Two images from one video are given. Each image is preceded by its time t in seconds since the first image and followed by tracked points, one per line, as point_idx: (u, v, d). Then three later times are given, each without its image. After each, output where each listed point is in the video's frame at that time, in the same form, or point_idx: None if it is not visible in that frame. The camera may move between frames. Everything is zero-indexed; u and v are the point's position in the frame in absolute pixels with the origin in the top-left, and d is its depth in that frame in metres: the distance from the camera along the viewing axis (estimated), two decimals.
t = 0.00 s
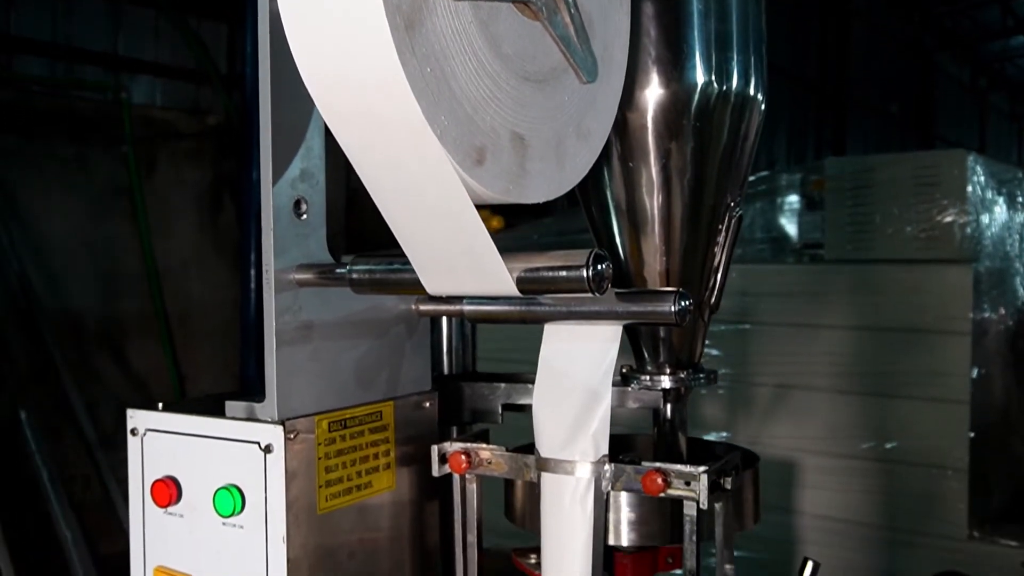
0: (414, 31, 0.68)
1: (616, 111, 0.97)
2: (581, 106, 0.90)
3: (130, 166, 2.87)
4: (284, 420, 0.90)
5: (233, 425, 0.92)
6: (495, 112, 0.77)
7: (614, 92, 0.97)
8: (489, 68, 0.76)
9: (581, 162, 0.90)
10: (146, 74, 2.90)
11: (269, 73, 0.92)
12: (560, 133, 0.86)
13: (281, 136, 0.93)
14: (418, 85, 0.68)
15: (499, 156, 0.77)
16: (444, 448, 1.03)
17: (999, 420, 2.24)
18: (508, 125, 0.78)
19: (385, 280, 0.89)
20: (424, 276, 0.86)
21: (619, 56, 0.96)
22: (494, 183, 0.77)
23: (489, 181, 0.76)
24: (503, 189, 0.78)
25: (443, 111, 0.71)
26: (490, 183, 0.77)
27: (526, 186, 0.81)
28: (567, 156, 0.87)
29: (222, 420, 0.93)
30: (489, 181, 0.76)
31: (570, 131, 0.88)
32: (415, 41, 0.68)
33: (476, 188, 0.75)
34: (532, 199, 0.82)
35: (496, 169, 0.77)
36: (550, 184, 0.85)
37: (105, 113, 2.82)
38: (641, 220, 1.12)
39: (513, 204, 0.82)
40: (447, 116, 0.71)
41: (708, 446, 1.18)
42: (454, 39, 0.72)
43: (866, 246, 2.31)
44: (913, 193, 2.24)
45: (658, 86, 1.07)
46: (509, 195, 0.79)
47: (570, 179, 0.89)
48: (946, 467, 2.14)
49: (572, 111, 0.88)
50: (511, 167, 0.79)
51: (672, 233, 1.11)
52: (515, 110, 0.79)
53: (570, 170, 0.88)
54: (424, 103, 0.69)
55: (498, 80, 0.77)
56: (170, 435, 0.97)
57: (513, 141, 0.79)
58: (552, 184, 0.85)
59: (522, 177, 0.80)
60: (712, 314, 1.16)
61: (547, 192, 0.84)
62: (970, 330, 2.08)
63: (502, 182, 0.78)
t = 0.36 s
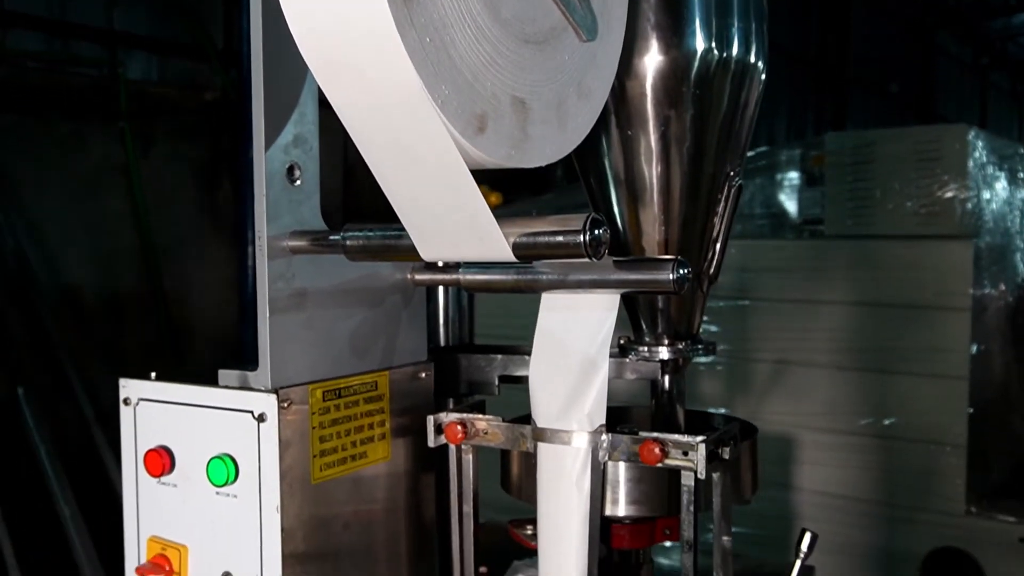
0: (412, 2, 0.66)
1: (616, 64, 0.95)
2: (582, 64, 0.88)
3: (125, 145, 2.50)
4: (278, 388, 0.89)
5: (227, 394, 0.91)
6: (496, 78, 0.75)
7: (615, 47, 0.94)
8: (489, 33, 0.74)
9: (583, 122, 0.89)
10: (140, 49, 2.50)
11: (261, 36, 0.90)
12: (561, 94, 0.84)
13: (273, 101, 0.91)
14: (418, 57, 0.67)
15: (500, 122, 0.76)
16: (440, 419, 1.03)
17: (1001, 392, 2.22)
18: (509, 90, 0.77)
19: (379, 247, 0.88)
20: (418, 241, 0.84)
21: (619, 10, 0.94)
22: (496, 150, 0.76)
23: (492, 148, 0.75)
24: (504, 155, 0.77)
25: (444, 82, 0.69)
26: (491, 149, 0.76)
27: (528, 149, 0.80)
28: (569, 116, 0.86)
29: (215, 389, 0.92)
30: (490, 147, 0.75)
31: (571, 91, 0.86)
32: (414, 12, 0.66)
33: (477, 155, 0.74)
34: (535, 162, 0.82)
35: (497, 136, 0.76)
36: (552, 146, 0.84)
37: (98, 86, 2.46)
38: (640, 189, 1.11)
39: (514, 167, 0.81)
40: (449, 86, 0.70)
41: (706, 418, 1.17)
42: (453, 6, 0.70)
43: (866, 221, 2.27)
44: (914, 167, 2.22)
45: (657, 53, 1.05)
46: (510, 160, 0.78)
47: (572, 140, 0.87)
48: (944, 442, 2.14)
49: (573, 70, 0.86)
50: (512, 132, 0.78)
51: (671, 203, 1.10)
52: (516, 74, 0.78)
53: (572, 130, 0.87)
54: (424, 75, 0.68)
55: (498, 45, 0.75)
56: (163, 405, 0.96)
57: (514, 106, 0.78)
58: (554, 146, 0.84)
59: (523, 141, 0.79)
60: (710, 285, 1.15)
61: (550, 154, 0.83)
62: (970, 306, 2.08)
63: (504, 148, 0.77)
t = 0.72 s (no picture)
0: None
1: (616, 23, 0.92)
2: (582, 26, 0.86)
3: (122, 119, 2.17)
4: (270, 360, 0.88)
5: (218, 367, 0.90)
6: (495, 47, 0.74)
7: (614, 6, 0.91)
8: None
9: (584, 85, 0.87)
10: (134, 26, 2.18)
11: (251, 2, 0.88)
12: (560, 58, 0.83)
13: (263, 68, 0.89)
14: (416, 30, 0.66)
15: (501, 92, 0.75)
16: (435, 393, 1.02)
17: (999, 370, 2.01)
18: (509, 57, 0.75)
19: (371, 216, 0.86)
20: (411, 210, 0.83)
21: None
22: (499, 120, 0.75)
23: (494, 119, 0.74)
24: (508, 125, 0.76)
25: (443, 55, 0.69)
26: (493, 120, 0.74)
27: (530, 117, 0.79)
28: (569, 80, 0.84)
29: (207, 361, 0.91)
30: (492, 118, 0.74)
31: (571, 54, 0.84)
32: None
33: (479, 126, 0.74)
34: (540, 128, 0.81)
35: (499, 105, 0.75)
36: (555, 112, 0.82)
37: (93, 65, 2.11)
38: (637, 161, 1.09)
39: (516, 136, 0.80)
40: (448, 59, 0.69)
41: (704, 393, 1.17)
42: None
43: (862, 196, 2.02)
44: (913, 143, 1.99)
45: (654, 23, 1.04)
46: (513, 129, 0.77)
47: (573, 104, 0.86)
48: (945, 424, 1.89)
49: (572, 33, 0.84)
50: (513, 101, 0.76)
51: (668, 175, 1.08)
52: (516, 40, 0.76)
53: (573, 94, 0.85)
54: (424, 49, 0.67)
55: (496, 12, 0.74)
56: (155, 378, 0.94)
57: (514, 74, 0.76)
58: (556, 112, 0.83)
59: (524, 109, 0.78)
60: (708, 258, 1.14)
61: (553, 119, 0.82)
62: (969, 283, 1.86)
63: (506, 117, 0.76)
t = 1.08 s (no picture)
0: None
1: None
2: None
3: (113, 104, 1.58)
4: (261, 333, 0.87)
5: (209, 340, 0.89)
6: (495, 14, 0.71)
7: None
8: None
9: (585, 47, 0.84)
10: None
11: None
12: (560, 20, 0.80)
13: (253, 36, 0.87)
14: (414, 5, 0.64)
15: (502, 62, 0.73)
16: (429, 367, 1.01)
17: (997, 354, 2.00)
18: (509, 24, 0.73)
19: (363, 186, 0.85)
20: (405, 180, 0.82)
21: None
22: (500, 91, 0.73)
23: (495, 89, 0.73)
24: (509, 94, 0.75)
25: (443, 28, 0.67)
26: (494, 91, 0.73)
27: (530, 84, 0.77)
28: (570, 43, 0.82)
29: (197, 335, 0.90)
30: (494, 89, 0.73)
31: (571, 16, 0.81)
32: None
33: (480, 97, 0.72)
34: (541, 95, 0.79)
35: (500, 75, 0.73)
36: (556, 76, 0.80)
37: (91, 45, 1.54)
38: (634, 134, 1.07)
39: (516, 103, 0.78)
40: (448, 32, 0.67)
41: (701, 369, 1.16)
42: None
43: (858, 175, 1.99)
44: (912, 121, 1.96)
45: None
46: (514, 98, 0.75)
47: (574, 66, 0.83)
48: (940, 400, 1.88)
49: None
50: (513, 69, 0.75)
51: (666, 148, 1.07)
52: (515, 6, 0.74)
53: (574, 57, 0.83)
54: (422, 23, 0.65)
55: None
56: (145, 352, 0.93)
57: (515, 41, 0.74)
58: (557, 76, 0.81)
59: (524, 77, 0.76)
60: (705, 233, 1.13)
61: (554, 85, 0.80)
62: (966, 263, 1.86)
63: (507, 87, 0.74)
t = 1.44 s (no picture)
0: None
1: None
2: None
3: (105, 83, 1.69)
4: (249, 305, 0.85)
5: (196, 312, 0.87)
6: None
7: None
8: None
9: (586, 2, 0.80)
10: None
11: None
12: None
13: None
14: None
15: (502, 26, 0.71)
16: (423, 341, 0.99)
17: (992, 334, 1.95)
18: None
19: (354, 154, 0.83)
20: (396, 148, 0.80)
21: None
22: (501, 57, 0.71)
23: (496, 56, 0.71)
24: (510, 60, 0.73)
25: None
26: (496, 56, 0.71)
27: (531, 47, 0.74)
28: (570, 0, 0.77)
29: (185, 307, 0.88)
30: (495, 55, 0.71)
31: None
32: None
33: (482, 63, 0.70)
34: (541, 59, 0.76)
35: (501, 40, 0.71)
36: (557, 37, 0.77)
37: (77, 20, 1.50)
38: (631, 105, 1.05)
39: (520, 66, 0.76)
40: None
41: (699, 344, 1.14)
42: None
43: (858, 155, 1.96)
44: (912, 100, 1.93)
45: None
46: (515, 64, 0.73)
47: (576, 23, 0.79)
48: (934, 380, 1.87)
49: None
50: (513, 33, 0.72)
51: (664, 120, 1.05)
52: None
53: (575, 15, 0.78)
54: None
55: None
56: (132, 324, 0.91)
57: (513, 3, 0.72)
58: (559, 36, 0.77)
59: (525, 42, 0.73)
60: (702, 207, 1.11)
61: (553, 48, 0.77)
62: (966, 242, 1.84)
63: (508, 53, 0.72)
